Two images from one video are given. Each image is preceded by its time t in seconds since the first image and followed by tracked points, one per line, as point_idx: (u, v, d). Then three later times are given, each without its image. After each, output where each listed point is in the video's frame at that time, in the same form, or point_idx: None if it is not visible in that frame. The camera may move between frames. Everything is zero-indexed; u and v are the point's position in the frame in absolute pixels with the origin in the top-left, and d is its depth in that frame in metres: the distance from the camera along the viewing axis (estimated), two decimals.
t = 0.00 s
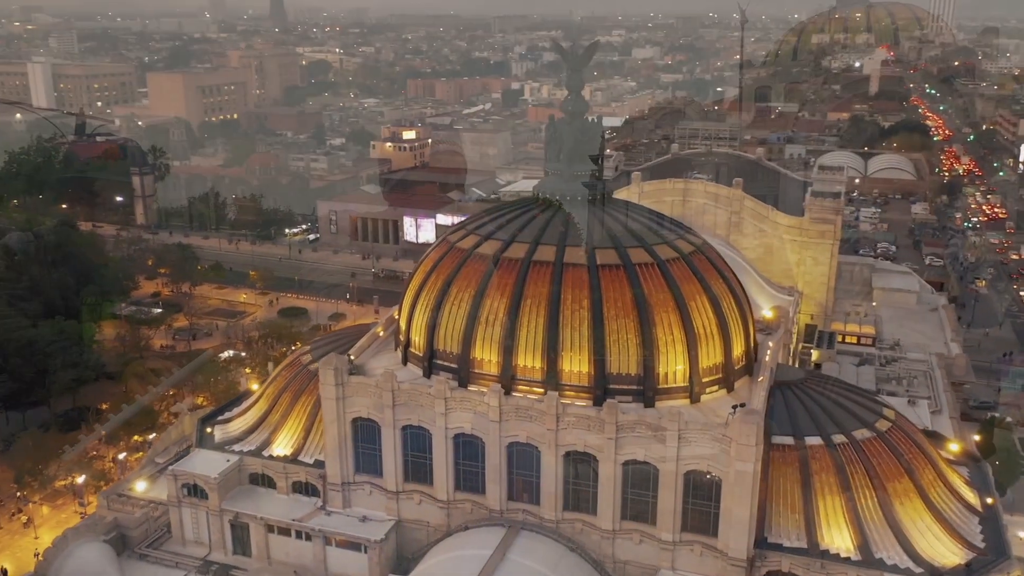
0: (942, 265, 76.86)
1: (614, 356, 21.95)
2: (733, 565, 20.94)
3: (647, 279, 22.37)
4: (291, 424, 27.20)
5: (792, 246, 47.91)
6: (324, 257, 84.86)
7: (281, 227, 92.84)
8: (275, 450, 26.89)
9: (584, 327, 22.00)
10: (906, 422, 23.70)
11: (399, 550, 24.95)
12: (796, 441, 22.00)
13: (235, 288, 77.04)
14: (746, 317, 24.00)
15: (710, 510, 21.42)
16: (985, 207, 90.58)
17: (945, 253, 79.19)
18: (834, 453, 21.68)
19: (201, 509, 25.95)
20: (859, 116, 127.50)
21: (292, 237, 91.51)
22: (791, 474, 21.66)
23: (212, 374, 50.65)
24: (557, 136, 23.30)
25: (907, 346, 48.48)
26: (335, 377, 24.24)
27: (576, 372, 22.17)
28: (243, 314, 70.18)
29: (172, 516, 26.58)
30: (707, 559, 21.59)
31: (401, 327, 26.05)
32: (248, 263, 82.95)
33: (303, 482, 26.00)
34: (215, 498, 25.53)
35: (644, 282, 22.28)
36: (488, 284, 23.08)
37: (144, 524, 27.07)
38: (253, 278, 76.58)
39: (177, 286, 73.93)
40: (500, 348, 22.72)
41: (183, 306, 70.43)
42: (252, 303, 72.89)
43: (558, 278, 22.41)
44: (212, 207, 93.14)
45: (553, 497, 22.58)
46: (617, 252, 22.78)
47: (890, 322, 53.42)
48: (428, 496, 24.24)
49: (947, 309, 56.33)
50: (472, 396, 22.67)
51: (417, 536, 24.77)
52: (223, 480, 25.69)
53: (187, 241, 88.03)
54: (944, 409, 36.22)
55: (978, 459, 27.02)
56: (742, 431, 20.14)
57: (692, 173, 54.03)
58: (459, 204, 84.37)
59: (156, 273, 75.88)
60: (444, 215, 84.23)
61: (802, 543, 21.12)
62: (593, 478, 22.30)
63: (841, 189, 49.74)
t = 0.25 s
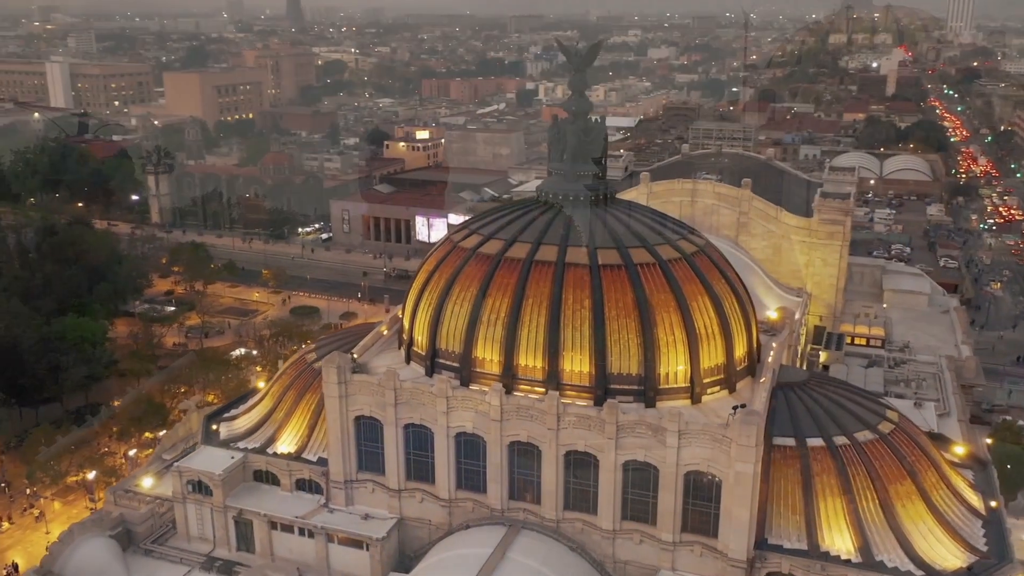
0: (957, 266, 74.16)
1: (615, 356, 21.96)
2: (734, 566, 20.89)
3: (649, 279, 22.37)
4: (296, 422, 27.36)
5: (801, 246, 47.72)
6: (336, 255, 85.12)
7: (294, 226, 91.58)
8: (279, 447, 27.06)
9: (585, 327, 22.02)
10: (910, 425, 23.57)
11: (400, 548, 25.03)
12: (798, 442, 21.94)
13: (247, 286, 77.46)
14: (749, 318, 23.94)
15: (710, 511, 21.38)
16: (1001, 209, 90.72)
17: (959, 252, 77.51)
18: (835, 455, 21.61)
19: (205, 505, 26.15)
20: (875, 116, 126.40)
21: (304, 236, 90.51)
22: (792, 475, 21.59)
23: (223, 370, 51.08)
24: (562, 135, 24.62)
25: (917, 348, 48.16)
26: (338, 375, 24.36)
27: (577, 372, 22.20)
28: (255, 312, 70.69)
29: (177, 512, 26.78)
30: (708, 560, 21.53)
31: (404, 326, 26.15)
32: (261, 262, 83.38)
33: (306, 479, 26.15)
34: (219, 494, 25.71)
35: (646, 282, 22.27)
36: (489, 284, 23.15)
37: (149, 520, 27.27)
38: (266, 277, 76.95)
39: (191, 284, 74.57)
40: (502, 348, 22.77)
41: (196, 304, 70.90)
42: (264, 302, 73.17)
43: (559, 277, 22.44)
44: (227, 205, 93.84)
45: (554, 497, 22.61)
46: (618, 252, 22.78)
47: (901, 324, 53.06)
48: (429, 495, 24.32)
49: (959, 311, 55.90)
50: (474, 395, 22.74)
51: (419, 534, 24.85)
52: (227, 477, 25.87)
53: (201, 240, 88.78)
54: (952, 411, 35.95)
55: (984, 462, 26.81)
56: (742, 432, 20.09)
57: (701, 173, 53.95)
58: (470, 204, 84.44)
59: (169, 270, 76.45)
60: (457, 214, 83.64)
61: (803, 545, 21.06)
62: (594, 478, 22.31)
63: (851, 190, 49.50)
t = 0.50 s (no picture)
0: (973, 268, 72.94)
1: (616, 356, 21.97)
2: (734, 567, 20.88)
3: (651, 280, 22.37)
4: (300, 420, 27.52)
5: (810, 248, 47.54)
6: (348, 255, 85.42)
7: (309, 225, 92.10)
8: (285, 444, 27.26)
9: (587, 327, 22.05)
10: (914, 427, 23.43)
11: (403, 546, 25.15)
12: (800, 444, 21.88)
13: (261, 285, 77.95)
14: (751, 319, 23.88)
15: (711, 511, 21.36)
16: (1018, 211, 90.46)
17: (975, 254, 76.55)
18: (837, 457, 21.53)
19: (210, 502, 26.35)
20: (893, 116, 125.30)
21: (318, 235, 90.96)
22: (794, 477, 21.54)
23: (236, 368, 51.44)
24: (564, 136, 24.64)
25: (927, 350, 47.87)
26: (341, 373, 24.46)
27: (579, 372, 22.22)
28: (268, 310, 71.11)
29: (183, 507, 27.01)
30: (709, 561, 21.48)
31: (408, 324, 26.28)
32: (274, 261, 83.85)
33: (310, 477, 26.31)
34: (224, 491, 25.91)
35: (647, 283, 22.29)
36: (492, 283, 23.21)
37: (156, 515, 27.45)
38: (279, 275, 77.39)
39: (204, 282, 75.13)
40: (504, 347, 22.84)
41: (210, 302, 71.44)
42: (277, 301, 73.50)
43: (561, 277, 22.48)
44: (240, 204, 92.73)
45: (555, 496, 22.64)
46: (620, 252, 22.79)
47: (912, 326, 52.70)
48: (432, 493, 24.41)
49: (971, 314, 55.50)
50: (476, 394, 22.83)
51: (421, 532, 24.96)
52: (232, 473, 26.07)
53: (215, 239, 89.35)
54: (961, 413, 35.64)
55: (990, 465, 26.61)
56: (742, 433, 20.06)
57: (710, 174, 53.92)
58: (482, 203, 84.47)
59: (183, 268, 77.05)
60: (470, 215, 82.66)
61: (803, 546, 21.02)
62: (595, 478, 22.36)
63: (861, 191, 49.27)
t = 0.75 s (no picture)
0: (993, 271, 72.05)
1: (619, 356, 22.00)
2: (735, 569, 20.84)
3: (654, 280, 22.36)
4: (307, 417, 27.69)
5: (823, 250, 47.22)
6: (365, 254, 85.81)
7: (326, 225, 93.34)
8: (291, 441, 27.47)
9: (590, 327, 22.08)
10: (920, 431, 23.28)
11: (407, 543, 25.30)
12: (803, 446, 21.81)
13: (278, 283, 78.50)
14: (756, 320, 23.82)
15: (712, 513, 21.32)
16: None
17: (995, 257, 75.69)
18: (841, 460, 21.43)
19: (217, 497, 26.61)
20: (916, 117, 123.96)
21: (335, 235, 91.05)
22: (797, 479, 21.46)
23: (251, 366, 52.07)
24: (572, 136, 24.80)
25: (941, 354, 47.47)
26: (347, 371, 24.62)
27: (581, 372, 22.27)
28: (283, 309, 71.54)
29: (191, 503, 27.32)
30: (710, 562, 21.46)
31: (414, 323, 26.41)
32: (291, 259, 84.41)
33: (316, 474, 26.50)
34: (231, 487, 26.17)
35: (650, 283, 22.27)
36: (496, 283, 23.29)
37: (164, 510, 27.81)
38: (296, 274, 77.96)
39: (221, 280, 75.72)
40: (507, 346, 22.91)
41: (227, 300, 72.11)
42: (294, 299, 74.15)
43: (565, 277, 22.52)
44: (259, 204, 95.97)
45: (557, 496, 22.70)
46: (625, 252, 22.80)
47: (927, 329, 52.27)
48: (435, 491, 24.54)
49: (987, 317, 54.95)
50: (479, 393, 22.93)
51: (425, 530, 25.08)
52: (239, 470, 26.32)
53: (232, 237, 89.92)
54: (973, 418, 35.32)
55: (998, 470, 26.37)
56: (744, 435, 20.02)
57: (723, 175, 53.78)
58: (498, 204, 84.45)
59: (201, 267, 77.83)
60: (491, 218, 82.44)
61: (805, 549, 20.95)
62: (597, 478, 22.37)
63: (876, 193, 48.88)
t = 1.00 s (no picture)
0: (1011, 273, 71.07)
1: (620, 357, 22.01)
2: (735, 570, 20.79)
3: (656, 280, 22.33)
4: (312, 415, 27.89)
5: (833, 251, 46.98)
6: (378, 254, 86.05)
7: (340, 224, 97.27)
8: (296, 439, 27.68)
9: (591, 327, 22.08)
10: (924, 434, 23.16)
11: (410, 541, 25.41)
12: (805, 448, 21.75)
13: (291, 283, 78.91)
14: (759, 321, 23.79)
15: (713, 513, 21.29)
16: None
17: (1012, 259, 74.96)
18: (843, 462, 21.36)
19: (222, 494, 26.81)
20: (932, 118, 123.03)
21: (349, 235, 96.03)
22: (798, 481, 21.40)
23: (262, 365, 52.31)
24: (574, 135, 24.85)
25: (952, 356, 47.17)
26: (350, 370, 24.76)
27: (583, 372, 22.30)
28: (296, 309, 71.76)
29: (196, 499, 27.55)
30: (710, 563, 21.42)
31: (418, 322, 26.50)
32: (305, 259, 84.80)
33: (320, 471, 26.65)
34: (236, 483, 26.38)
35: (652, 283, 22.25)
36: (499, 282, 23.35)
37: (171, 506, 28.06)
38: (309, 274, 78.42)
39: (236, 279, 76.02)
40: (509, 346, 22.97)
41: (241, 299, 72.56)
42: (308, 298, 74.80)
43: (567, 277, 22.55)
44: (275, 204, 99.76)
45: (558, 495, 22.75)
46: (627, 252, 22.81)
47: (938, 332, 51.89)
48: (437, 490, 24.63)
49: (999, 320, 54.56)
50: (481, 392, 23.01)
51: (428, 529, 25.18)
52: (244, 466, 26.53)
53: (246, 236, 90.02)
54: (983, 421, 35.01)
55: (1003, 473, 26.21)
56: (744, 436, 19.98)
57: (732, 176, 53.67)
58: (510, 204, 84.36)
59: (215, 266, 78.30)
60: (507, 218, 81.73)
61: (806, 551, 20.88)
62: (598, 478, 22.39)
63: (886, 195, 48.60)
